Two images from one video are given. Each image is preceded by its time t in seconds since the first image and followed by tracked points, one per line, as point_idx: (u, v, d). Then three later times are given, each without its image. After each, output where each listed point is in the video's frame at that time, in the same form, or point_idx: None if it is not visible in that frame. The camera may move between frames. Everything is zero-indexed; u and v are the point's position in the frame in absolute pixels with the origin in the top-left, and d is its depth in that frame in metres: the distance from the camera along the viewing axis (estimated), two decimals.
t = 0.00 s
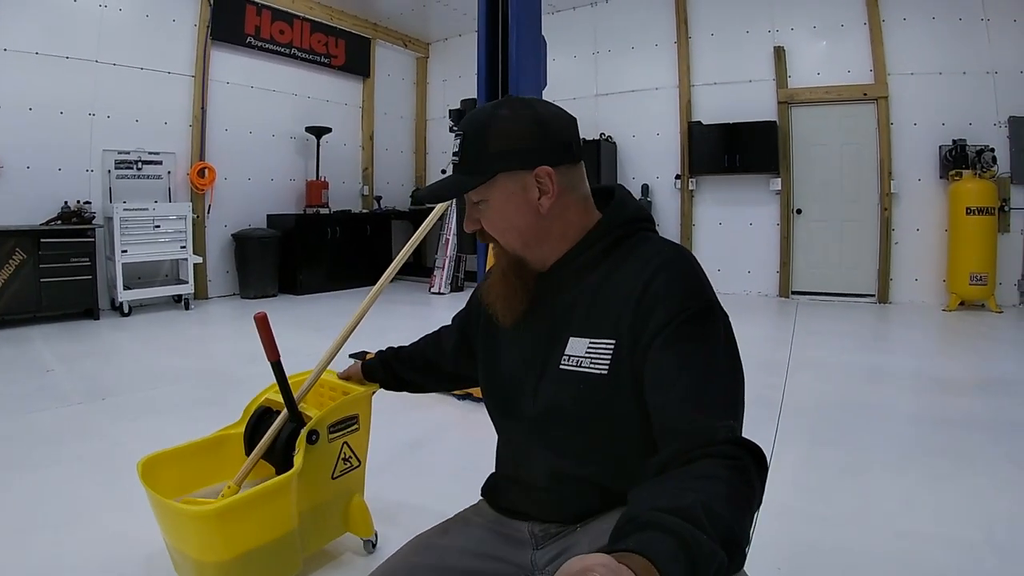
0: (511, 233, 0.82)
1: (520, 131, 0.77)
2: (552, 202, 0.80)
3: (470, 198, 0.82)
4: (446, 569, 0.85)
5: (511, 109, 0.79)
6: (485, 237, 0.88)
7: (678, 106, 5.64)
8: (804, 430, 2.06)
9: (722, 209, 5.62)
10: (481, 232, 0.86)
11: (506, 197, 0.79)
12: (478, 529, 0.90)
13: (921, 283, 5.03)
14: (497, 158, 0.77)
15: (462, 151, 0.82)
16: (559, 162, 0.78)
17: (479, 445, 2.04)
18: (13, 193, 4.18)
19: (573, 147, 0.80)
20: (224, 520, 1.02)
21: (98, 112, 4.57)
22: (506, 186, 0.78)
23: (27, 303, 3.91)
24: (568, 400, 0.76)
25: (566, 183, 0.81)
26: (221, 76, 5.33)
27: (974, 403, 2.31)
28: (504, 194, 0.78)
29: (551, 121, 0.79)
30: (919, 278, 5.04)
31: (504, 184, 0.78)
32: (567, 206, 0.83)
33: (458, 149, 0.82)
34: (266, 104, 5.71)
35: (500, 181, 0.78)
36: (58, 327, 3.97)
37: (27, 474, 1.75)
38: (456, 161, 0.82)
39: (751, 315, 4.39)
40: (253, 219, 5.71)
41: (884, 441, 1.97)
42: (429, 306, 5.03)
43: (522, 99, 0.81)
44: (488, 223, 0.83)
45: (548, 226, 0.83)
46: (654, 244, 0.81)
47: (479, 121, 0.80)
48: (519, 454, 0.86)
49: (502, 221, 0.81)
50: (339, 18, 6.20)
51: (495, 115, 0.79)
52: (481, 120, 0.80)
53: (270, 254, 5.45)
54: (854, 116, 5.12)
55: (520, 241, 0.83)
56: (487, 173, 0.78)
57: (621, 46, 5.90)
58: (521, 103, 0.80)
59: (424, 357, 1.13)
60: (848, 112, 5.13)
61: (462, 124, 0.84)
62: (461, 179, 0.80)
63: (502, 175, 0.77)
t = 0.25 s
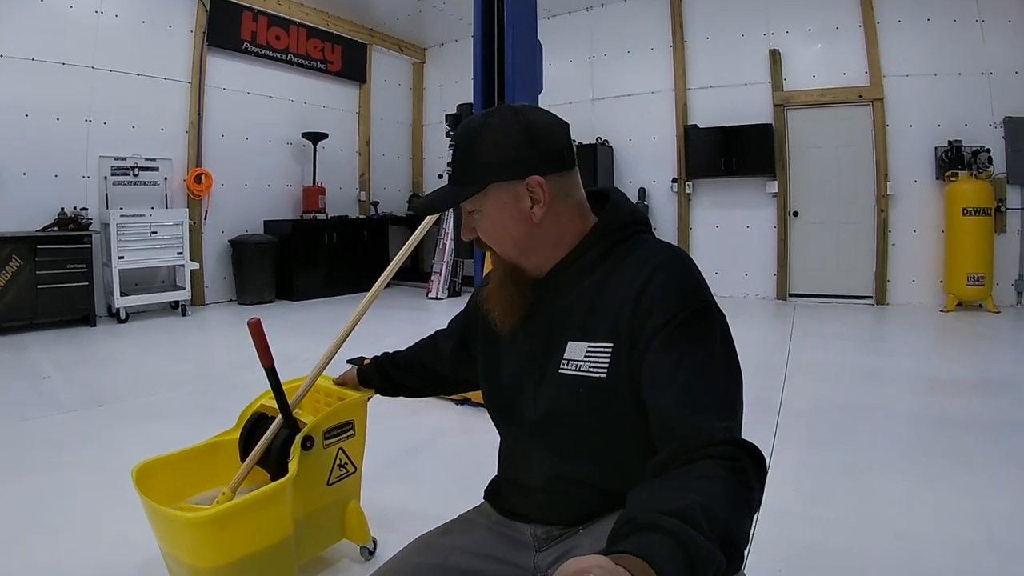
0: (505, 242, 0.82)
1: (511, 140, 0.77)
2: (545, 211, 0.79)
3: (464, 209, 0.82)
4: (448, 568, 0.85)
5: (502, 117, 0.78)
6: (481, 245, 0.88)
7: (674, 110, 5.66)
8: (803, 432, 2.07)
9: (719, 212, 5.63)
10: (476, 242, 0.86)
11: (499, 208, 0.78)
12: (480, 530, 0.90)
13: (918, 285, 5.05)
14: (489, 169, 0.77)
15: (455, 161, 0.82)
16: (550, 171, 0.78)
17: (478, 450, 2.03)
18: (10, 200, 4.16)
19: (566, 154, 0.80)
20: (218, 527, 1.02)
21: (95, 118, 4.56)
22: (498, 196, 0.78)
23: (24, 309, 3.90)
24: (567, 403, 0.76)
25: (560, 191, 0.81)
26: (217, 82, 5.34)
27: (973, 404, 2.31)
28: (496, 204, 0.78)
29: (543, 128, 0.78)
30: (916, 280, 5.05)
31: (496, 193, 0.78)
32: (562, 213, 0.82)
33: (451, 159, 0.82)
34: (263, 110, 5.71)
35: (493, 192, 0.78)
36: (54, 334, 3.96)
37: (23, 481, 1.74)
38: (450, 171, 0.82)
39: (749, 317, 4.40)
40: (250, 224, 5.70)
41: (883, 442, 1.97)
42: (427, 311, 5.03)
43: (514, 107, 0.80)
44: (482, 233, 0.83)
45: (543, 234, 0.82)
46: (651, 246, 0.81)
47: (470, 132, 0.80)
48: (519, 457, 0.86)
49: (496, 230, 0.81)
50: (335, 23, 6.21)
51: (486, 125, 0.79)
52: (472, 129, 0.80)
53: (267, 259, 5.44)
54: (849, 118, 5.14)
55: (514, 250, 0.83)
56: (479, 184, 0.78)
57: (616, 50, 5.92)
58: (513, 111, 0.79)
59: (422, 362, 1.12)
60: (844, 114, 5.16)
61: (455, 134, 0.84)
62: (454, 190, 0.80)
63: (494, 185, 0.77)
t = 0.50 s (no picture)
0: (507, 243, 0.82)
1: (513, 141, 0.77)
2: (547, 213, 0.80)
3: (465, 210, 0.82)
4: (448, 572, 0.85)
5: (504, 119, 0.79)
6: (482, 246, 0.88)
7: (672, 112, 5.67)
8: (801, 433, 2.07)
9: (717, 214, 5.64)
10: (478, 242, 0.86)
11: (501, 209, 0.78)
12: (481, 533, 0.90)
13: (916, 287, 5.06)
14: (490, 171, 0.77)
15: (457, 161, 0.81)
16: (552, 171, 0.78)
17: (476, 452, 2.03)
18: (7, 200, 4.15)
19: (567, 156, 0.80)
20: (217, 529, 1.01)
21: (92, 119, 4.55)
22: (500, 197, 0.78)
23: (21, 310, 3.88)
24: (569, 406, 0.76)
25: (562, 193, 0.81)
26: (215, 83, 5.33)
27: (970, 406, 2.31)
28: (499, 206, 0.78)
29: (545, 131, 0.78)
30: (914, 282, 5.07)
31: (499, 194, 0.78)
32: (563, 215, 0.82)
33: (454, 160, 0.82)
34: (262, 111, 5.71)
35: (494, 194, 0.78)
36: (51, 334, 3.94)
37: (19, 482, 1.73)
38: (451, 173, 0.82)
39: (746, 319, 4.41)
40: (248, 225, 5.69)
41: (881, 443, 1.97)
42: (425, 312, 5.03)
43: (516, 109, 0.81)
44: (483, 233, 0.82)
45: (544, 236, 0.82)
46: (652, 248, 0.81)
47: (472, 133, 0.80)
48: (521, 459, 0.86)
49: (498, 232, 0.81)
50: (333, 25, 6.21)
51: (489, 127, 0.79)
52: (474, 131, 0.80)
53: (265, 261, 5.43)
54: (847, 121, 5.16)
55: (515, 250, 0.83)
56: (481, 186, 0.78)
57: (615, 52, 5.93)
58: (516, 113, 0.80)
59: (422, 365, 1.12)
60: (841, 117, 5.18)
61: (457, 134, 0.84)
62: (456, 192, 0.80)
63: (496, 187, 0.77)
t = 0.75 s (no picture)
0: (534, 224, 0.80)
1: (550, 125, 0.79)
2: (573, 199, 0.82)
3: (495, 185, 0.77)
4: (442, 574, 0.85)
5: (534, 106, 0.81)
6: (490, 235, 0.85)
7: (672, 114, 5.68)
8: (798, 435, 2.07)
9: (718, 216, 5.64)
10: (493, 226, 0.81)
11: (538, 186, 0.78)
12: (475, 531, 0.90)
13: (916, 290, 5.07)
14: (532, 146, 0.77)
15: (490, 135, 0.78)
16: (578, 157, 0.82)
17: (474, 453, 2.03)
18: (7, 200, 4.16)
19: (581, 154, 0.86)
20: (213, 528, 1.01)
21: (93, 118, 4.56)
22: (538, 175, 0.77)
23: (21, 309, 3.89)
24: (561, 409, 0.76)
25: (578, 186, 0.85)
26: (216, 83, 5.34)
27: (970, 410, 2.30)
28: (537, 183, 0.77)
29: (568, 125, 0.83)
30: (913, 284, 5.07)
31: (536, 172, 0.77)
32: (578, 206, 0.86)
33: (484, 134, 0.78)
34: (263, 111, 5.72)
35: (534, 171, 0.77)
36: (51, 334, 3.95)
37: (15, 482, 1.73)
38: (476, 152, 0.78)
39: (746, 321, 4.42)
40: (249, 226, 5.70)
41: (878, 446, 1.97)
42: (424, 313, 5.03)
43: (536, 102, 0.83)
44: (509, 214, 0.79)
45: (565, 223, 0.84)
46: (643, 249, 0.81)
47: (505, 112, 0.79)
48: (514, 461, 0.86)
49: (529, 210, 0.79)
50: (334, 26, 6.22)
51: (522, 110, 0.79)
52: (506, 112, 0.79)
53: (266, 261, 5.43)
54: (848, 124, 5.15)
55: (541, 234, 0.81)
56: (524, 159, 0.76)
57: (616, 54, 5.94)
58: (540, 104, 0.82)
59: (417, 367, 1.12)
60: (842, 119, 5.17)
61: (479, 113, 0.81)
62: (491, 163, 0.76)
63: (537, 163, 0.77)
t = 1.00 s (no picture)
0: (555, 211, 0.85)
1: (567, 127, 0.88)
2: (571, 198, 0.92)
3: (532, 164, 0.82)
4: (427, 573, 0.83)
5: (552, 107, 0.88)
6: (506, 211, 0.84)
7: (685, 117, 5.65)
8: (803, 441, 2.05)
9: (731, 220, 5.60)
10: (519, 203, 0.83)
11: (560, 176, 0.85)
12: (460, 531, 0.89)
13: (930, 294, 4.99)
14: (563, 139, 0.84)
15: (537, 112, 0.81)
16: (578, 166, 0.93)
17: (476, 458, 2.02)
18: (24, 204, 4.23)
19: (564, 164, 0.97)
20: (209, 524, 1.02)
21: (109, 122, 4.64)
22: (563, 167, 0.85)
23: (38, 311, 3.95)
24: (541, 411, 0.76)
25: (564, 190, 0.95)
26: (232, 88, 5.41)
27: (982, 417, 2.25)
28: (561, 173, 0.85)
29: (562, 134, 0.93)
30: (928, 288, 4.99)
31: (561, 164, 0.85)
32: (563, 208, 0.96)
33: (531, 108, 0.81)
34: (279, 116, 5.79)
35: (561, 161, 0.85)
36: (64, 335, 4.01)
37: (21, 481, 1.75)
38: (525, 122, 0.80)
39: (757, 325, 4.38)
40: (264, 229, 5.76)
41: (884, 453, 1.94)
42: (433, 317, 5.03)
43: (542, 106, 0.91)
44: (538, 193, 0.83)
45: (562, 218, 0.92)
46: (623, 249, 0.82)
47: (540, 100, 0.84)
48: (492, 465, 0.85)
49: (553, 196, 0.84)
50: (349, 31, 6.28)
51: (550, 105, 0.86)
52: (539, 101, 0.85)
53: (280, 265, 5.49)
54: (861, 126, 5.10)
55: (558, 219, 0.86)
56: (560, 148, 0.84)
57: (629, 57, 5.93)
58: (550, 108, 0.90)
59: (403, 369, 1.12)
60: (855, 122, 5.11)
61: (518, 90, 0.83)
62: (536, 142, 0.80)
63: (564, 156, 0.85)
